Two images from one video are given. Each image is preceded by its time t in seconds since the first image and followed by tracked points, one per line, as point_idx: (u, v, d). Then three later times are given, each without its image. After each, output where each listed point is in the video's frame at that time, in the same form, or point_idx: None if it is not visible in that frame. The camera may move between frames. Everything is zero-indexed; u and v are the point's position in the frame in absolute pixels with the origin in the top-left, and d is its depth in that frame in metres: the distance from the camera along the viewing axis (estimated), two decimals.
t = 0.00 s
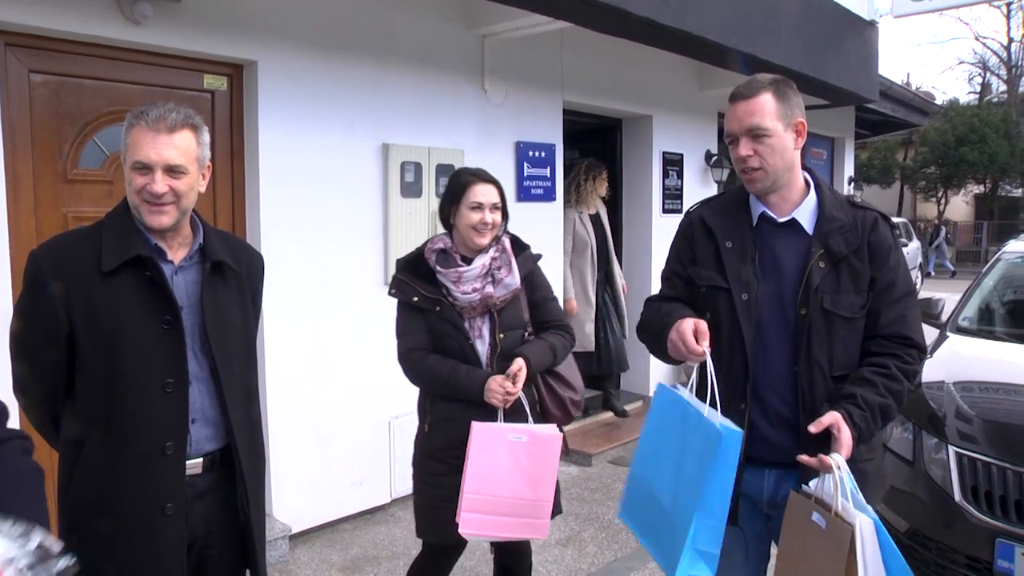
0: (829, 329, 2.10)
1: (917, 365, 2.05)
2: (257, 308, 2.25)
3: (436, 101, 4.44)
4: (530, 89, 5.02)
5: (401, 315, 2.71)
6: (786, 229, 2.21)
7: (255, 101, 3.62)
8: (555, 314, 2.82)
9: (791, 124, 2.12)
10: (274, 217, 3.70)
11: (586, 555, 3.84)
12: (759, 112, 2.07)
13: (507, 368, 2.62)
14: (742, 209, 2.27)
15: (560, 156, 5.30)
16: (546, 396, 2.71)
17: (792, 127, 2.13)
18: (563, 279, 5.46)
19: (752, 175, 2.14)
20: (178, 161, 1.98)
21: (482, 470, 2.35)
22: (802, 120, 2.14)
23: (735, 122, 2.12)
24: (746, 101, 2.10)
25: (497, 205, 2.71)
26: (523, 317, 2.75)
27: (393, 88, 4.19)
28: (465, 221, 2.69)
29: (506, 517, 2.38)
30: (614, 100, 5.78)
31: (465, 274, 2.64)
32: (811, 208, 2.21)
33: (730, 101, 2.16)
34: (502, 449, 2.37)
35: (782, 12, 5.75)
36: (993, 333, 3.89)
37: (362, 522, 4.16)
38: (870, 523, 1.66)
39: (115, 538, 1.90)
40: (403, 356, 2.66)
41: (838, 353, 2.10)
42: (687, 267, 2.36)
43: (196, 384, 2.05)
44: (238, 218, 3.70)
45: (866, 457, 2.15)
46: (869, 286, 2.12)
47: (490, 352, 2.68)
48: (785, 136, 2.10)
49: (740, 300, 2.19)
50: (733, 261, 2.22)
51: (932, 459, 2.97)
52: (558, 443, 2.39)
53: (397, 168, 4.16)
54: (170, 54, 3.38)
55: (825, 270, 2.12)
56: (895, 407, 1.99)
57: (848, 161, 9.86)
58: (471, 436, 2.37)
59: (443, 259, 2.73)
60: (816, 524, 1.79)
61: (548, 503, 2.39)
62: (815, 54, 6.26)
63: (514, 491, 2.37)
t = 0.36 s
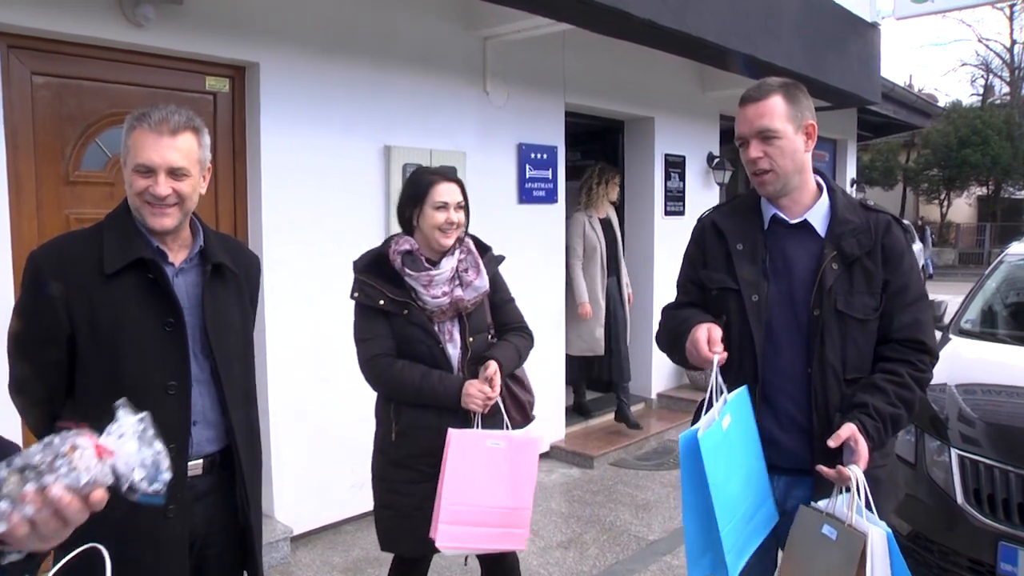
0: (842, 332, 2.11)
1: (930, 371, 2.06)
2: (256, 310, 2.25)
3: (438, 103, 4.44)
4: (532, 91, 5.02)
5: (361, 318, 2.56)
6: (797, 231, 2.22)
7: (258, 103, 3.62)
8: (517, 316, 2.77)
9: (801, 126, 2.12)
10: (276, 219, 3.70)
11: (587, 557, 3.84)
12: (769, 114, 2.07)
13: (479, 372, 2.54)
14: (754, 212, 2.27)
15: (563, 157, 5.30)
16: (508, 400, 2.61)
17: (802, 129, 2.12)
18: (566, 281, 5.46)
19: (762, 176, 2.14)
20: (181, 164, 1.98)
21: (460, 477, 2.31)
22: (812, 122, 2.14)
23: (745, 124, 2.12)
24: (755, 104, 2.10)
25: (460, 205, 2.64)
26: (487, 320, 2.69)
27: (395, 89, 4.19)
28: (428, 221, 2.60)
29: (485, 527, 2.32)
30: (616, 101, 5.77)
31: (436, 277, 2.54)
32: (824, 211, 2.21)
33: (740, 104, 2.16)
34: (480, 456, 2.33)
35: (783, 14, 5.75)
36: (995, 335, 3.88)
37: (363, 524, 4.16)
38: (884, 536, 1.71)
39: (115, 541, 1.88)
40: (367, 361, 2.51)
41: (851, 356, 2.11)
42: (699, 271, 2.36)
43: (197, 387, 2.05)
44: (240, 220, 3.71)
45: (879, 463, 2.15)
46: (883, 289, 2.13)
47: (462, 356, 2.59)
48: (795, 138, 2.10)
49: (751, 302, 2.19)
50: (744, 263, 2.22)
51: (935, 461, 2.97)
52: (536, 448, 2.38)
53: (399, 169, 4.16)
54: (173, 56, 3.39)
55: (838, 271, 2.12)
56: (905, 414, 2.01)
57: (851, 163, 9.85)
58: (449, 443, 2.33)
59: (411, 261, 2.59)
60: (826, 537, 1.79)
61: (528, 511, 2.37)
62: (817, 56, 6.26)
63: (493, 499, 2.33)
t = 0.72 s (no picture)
0: (846, 333, 2.11)
1: (933, 376, 2.06)
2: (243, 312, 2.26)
3: (441, 103, 4.44)
4: (534, 91, 5.02)
5: (343, 321, 2.53)
6: (802, 232, 2.22)
7: (261, 103, 3.63)
8: (492, 318, 2.81)
9: (806, 127, 2.12)
10: (279, 219, 3.71)
11: (590, 558, 3.84)
12: (774, 115, 2.08)
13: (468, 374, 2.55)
14: (759, 214, 2.28)
15: (565, 158, 5.30)
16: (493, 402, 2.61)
17: (807, 129, 2.13)
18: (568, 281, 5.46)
19: (766, 176, 2.14)
20: (172, 166, 1.97)
21: (438, 477, 2.20)
22: (817, 124, 2.15)
23: (750, 125, 2.12)
24: (760, 104, 2.11)
25: (441, 207, 2.62)
26: (469, 321, 2.71)
27: (397, 90, 4.20)
28: (409, 223, 2.58)
29: (452, 529, 2.20)
30: (618, 101, 5.77)
31: (422, 278, 2.53)
32: (828, 212, 2.21)
33: (744, 104, 2.16)
34: (459, 457, 2.24)
35: (787, 14, 5.75)
36: (999, 336, 3.88)
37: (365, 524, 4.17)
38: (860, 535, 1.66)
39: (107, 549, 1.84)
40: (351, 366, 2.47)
41: (855, 357, 2.11)
42: (706, 273, 2.37)
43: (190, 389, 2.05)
44: (243, 220, 3.71)
45: (883, 467, 2.15)
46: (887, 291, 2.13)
47: (449, 358, 2.60)
48: (800, 139, 2.10)
49: (755, 304, 2.20)
50: (749, 265, 2.23)
51: (937, 462, 2.97)
52: (512, 455, 2.30)
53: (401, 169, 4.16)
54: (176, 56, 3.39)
55: (842, 272, 2.13)
56: (905, 417, 2.01)
57: (853, 163, 9.84)
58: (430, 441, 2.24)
59: (395, 262, 2.56)
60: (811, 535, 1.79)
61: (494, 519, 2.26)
62: (820, 56, 6.25)
63: (465, 501, 2.22)
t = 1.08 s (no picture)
0: (844, 336, 2.11)
1: (931, 377, 2.06)
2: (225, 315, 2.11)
3: (442, 105, 4.45)
4: (534, 92, 5.02)
5: (328, 325, 2.53)
6: (799, 234, 2.23)
7: (261, 105, 3.63)
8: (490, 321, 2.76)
9: (798, 130, 2.12)
10: (280, 222, 3.72)
11: (590, 559, 3.84)
12: (765, 119, 2.08)
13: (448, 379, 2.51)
14: (756, 218, 2.28)
15: (565, 159, 5.31)
16: (481, 404, 2.60)
17: (800, 133, 2.13)
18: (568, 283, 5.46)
19: (760, 181, 2.15)
20: (157, 171, 1.76)
21: (432, 489, 2.18)
22: (810, 126, 2.15)
23: (742, 130, 2.13)
24: (751, 110, 2.11)
25: (411, 210, 2.55)
26: (458, 325, 2.66)
27: (398, 92, 4.21)
28: (380, 227, 2.56)
29: (451, 537, 2.21)
30: (618, 103, 5.77)
31: (399, 282, 2.49)
32: (825, 214, 2.21)
33: (736, 109, 2.17)
34: (448, 466, 2.21)
35: (786, 17, 5.75)
36: (999, 338, 3.88)
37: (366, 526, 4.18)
38: (852, 540, 1.64)
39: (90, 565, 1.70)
40: (332, 371, 2.47)
41: (854, 359, 2.11)
42: (703, 277, 2.38)
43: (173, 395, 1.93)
44: (243, 224, 3.72)
45: (882, 466, 2.15)
46: (884, 293, 2.13)
47: (430, 361, 2.57)
48: (793, 142, 2.10)
49: (753, 309, 2.21)
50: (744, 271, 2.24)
51: (937, 464, 2.97)
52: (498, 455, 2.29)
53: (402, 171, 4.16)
54: (177, 58, 3.40)
55: (839, 276, 2.13)
56: (902, 420, 2.02)
57: (853, 165, 9.85)
58: (416, 455, 2.20)
59: (375, 265, 2.56)
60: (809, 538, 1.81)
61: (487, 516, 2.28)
62: (820, 57, 6.26)
63: (461, 508, 2.22)
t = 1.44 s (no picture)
0: (858, 332, 2.11)
1: (942, 372, 2.07)
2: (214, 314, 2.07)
3: (453, 104, 4.45)
4: (543, 91, 5.02)
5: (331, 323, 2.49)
6: (808, 231, 2.22)
7: (272, 103, 3.64)
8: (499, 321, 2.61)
9: (804, 122, 2.11)
10: (290, 220, 3.72)
11: (599, 559, 3.84)
12: (770, 111, 2.08)
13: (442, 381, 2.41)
14: (762, 215, 2.28)
15: (575, 159, 5.30)
16: (484, 406, 2.52)
17: (806, 124, 2.12)
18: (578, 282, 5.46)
19: (767, 174, 2.14)
20: (151, 169, 1.78)
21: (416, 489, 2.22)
22: (817, 118, 2.14)
23: (747, 122, 2.13)
24: (756, 102, 2.11)
25: (411, 209, 2.41)
26: (462, 324, 2.53)
27: (408, 91, 4.21)
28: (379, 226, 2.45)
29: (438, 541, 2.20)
30: (628, 103, 5.76)
31: (396, 281, 2.39)
32: (834, 210, 2.21)
33: (743, 102, 2.17)
34: (437, 468, 2.25)
35: (797, 17, 5.74)
36: (1010, 340, 3.86)
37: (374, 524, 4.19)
38: (869, 537, 1.65)
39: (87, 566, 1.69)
40: (333, 368, 2.44)
41: (867, 355, 2.11)
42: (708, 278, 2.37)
43: (164, 396, 1.88)
44: (254, 222, 3.73)
45: (893, 460, 2.15)
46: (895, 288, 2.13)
47: (427, 362, 2.45)
48: (798, 133, 2.10)
49: (757, 309, 2.20)
50: (750, 270, 2.23)
51: (948, 466, 2.96)
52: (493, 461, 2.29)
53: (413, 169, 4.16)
54: (188, 56, 3.41)
55: (852, 272, 2.13)
56: (915, 415, 2.03)
57: (864, 165, 9.82)
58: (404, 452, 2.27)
59: (375, 265, 2.48)
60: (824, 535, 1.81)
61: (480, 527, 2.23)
62: (831, 57, 6.24)
63: (446, 513, 2.21)
